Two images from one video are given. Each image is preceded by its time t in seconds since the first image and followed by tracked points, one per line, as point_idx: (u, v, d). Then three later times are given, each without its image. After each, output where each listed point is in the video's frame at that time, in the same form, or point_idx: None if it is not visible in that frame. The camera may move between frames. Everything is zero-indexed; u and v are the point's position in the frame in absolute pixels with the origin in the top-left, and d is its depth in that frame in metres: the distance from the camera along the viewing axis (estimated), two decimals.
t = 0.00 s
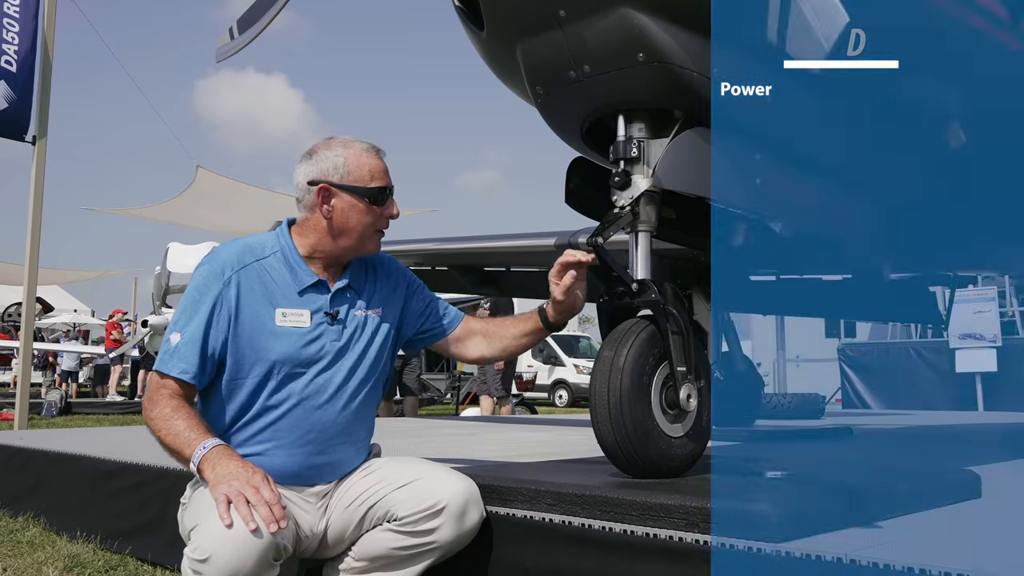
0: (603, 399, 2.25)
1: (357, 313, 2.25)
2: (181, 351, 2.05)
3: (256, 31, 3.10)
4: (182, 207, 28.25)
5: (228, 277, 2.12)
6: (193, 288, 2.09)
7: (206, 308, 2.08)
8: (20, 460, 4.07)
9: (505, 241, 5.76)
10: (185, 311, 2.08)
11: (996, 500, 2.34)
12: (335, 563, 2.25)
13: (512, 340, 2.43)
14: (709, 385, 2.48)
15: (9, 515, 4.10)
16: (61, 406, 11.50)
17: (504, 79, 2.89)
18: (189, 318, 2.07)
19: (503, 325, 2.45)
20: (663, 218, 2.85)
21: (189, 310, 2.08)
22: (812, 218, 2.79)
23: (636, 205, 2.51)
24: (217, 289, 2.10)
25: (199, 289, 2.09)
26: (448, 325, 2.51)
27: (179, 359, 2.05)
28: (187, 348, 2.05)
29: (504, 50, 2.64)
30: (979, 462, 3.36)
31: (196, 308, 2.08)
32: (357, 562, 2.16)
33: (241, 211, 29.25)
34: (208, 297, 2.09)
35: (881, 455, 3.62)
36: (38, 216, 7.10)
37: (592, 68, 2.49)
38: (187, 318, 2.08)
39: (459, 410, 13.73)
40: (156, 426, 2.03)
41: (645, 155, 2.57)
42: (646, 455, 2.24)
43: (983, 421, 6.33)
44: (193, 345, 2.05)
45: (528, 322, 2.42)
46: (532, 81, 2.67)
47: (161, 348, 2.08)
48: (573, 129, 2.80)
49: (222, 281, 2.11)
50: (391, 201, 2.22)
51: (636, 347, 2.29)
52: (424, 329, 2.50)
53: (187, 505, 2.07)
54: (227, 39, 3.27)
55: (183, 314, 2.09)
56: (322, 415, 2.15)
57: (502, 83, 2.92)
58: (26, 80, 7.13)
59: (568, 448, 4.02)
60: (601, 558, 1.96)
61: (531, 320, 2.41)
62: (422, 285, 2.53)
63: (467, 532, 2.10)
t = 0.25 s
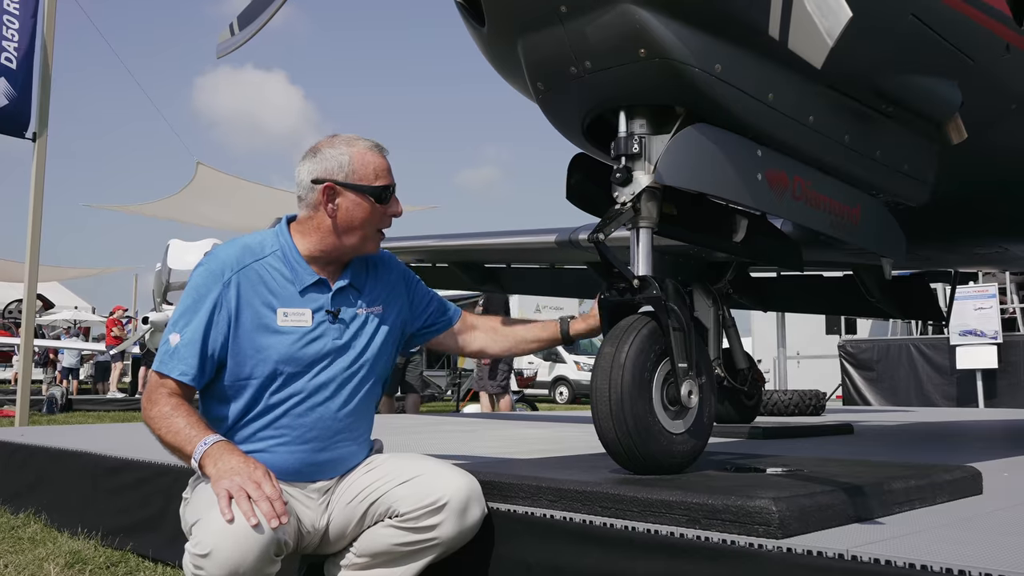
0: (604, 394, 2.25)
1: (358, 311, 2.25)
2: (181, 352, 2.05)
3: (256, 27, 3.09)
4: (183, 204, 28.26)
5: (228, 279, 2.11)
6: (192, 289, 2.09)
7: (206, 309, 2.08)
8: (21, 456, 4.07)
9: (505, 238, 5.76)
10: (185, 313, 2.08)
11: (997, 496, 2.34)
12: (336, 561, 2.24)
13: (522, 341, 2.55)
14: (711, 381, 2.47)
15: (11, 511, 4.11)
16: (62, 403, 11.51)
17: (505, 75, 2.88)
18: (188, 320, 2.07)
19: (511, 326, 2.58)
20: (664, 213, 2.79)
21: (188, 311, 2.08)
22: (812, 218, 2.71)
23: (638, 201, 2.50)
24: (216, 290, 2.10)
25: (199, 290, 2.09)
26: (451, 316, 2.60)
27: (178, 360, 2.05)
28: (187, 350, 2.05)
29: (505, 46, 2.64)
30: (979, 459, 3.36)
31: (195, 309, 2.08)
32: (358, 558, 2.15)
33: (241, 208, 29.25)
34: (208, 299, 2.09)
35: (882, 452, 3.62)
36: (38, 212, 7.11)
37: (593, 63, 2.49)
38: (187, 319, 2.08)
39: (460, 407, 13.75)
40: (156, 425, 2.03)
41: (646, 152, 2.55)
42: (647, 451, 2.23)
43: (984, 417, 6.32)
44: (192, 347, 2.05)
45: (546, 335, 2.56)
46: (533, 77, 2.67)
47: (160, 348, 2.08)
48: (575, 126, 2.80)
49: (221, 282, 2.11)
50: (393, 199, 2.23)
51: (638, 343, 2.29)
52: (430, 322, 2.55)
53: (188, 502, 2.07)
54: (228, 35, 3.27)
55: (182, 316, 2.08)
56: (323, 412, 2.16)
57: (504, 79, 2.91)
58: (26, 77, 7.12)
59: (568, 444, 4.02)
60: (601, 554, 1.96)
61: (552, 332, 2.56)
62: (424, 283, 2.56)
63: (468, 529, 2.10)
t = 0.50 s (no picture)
0: (605, 391, 2.25)
1: (361, 308, 2.26)
2: (183, 352, 2.05)
3: (257, 24, 3.09)
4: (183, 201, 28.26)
5: (230, 279, 2.11)
6: (194, 289, 2.08)
7: (208, 309, 2.07)
8: (22, 453, 4.08)
9: (505, 235, 5.76)
10: (186, 312, 2.08)
11: (998, 493, 2.34)
12: (338, 557, 2.24)
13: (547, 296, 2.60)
14: (712, 379, 2.47)
15: (12, 508, 4.11)
16: (62, 399, 11.52)
17: (507, 73, 2.88)
18: (190, 319, 2.07)
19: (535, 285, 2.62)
20: (666, 210, 2.79)
21: (190, 311, 2.07)
22: (815, 214, 2.71)
23: (639, 198, 2.50)
24: (218, 290, 2.09)
25: (200, 290, 2.09)
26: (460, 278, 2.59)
27: (180, 359, 2.04)
28: (189, 349, 2.05)
29: (507, 43, 2.63)
30: (980, 457, 3.36)
31: (197, 309, 2.08)
32: (360, 555, 2.15)
33: (241, 205, 29.26)
34: (210, 299, 2.09)
35: (883, 449, 3.62)
36: (39, 209, 7.11)
37: (595, 61, 2.48)
38: (189, 318, 2.07)
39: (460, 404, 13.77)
40: (156, 422, 2.03)
41: (648, 149, 2.54)
42: (648, 449, 2.23)
43: (983, 414, 6.32)
44: (194, 347, 2.05)
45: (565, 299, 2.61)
46: (535, 74, 2.68)
47: (160, 347, 2.07)
48: (576, 124, 2.80)
49: (223, 282, 2.11)
50: (394, 198, 2.23)
51: (639, 341, 2.29)
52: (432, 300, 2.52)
53: (191, 498, 2.07)
54: (229, 32, 3.27)
55: (184, 316, 2.08)
56: (326, 410, 2.17)
57: (505, 76, 2.91)
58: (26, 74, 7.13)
59: (569, 442, 4.03)
60: (602, 551, 1.96)
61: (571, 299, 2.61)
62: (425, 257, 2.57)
63: (470, 525, 2.10)
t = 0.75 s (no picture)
0: (607, 389, 2.25)
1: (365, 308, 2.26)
2: (186, 357, 2.05)
3: (259, 22, 3.09)
4: (184, 198, 28.26)
5: (232, 283, 2.11)
6: (196, 294, 2.09)
7: (211, 314, 2.08)
8: (25, 451, 4.08)
9: (506, 233, 5.76)
10: (189, 317, 2.08)
11: (999, 491, 2.34)
12: (340, 555, 2.24)
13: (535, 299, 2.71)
14: (713, 377, 2.47)
15: (14, 506, 4.12)
16: (64, 397, 11.53)
17: (508, 71, 2.88)
18: (193, 325, 2.07)
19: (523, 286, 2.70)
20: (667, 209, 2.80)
21: (193, 317, 2.08)
22: (816, 213, 2.72)
23: (640, 197, 2.50)
24: (221, 295, 2.10)
25: (203, 295, 2.09)
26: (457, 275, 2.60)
27: (183, 364, 2.06)
28: (191, 354, 2.05)
29: (509, 41, 2.64)
30: (980, 454, 3.37)
31: (200, 314, 2.08)
32: (362, 553, 2.15)
33: (242, 202, 29.27)
34: (213, 304, 2.09)
35: (884, 447, 3.62)
36: (40, 208, 7.11)
37: (597, 59, 2.48)
38: (191, 324, 2.08)
39: (461, 401, 13.78)
40: (160, 423, 2.04)
41: (650, 147, 2.55)
42: (650, 447, 2.23)
43: (984, 411, 6.32)
44: (198, 352, 2.05)
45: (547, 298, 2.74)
46: (536, 73, 2.68)
47: (164, 352, 2.09)
48: (578, 123, 2.80)
49: (225, 287, 2.11)
50: (346, 179, 2.19)
51: (640, 340, 2.30)
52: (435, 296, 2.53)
53: (193, 497, 2.08)
54: (231, 31, 3.27)
55: (187, 321, 2.09)
56: (331, 411, 2.17)
57: (507, 75, 2.91)
58: (27, 71, 7.12)
59: (570, 439, 4.03)
60: (605, 550, 1.96)
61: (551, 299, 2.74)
62: (423, 255, 2.57)
63: (472, 524, 2.11)
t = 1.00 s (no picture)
0: (608, 387, 2.25)
1: (367, 307, 2.26)
2: (188, 356, 2.06)
3: (260, 20, 3.09)
4: (184, 196, 28.26)
5: (236, 282, 2.11)
6: (199, 293, 2.09)
7: (214, 314, 2.08)
8: (26, 448, 4.09)
9: (506, 230, 5.76)
10: (192, 316, 2.09)
11: (999, 489, 2.34)
12: (341, 552, 2.25)
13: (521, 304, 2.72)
14: (714, 375, 2.47)
15: (15, 503, 4.12)
16: (65, 394, 11.54)
17: (509, 68, 2.88)
18: (196, 323, 2.08)
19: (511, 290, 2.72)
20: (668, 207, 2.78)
21: (196, 315, 2.08)
22: (817, 210, 2.72)
23: (641, 194, 2.51)
24: (224, 294, 2.10)
25: (206, 294, 2.09)
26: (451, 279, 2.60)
27: (186, 363, 2.06)
28: (194, 353, 2.06)
29: (510, 39, 2.64)
30: (981, 451, 3.37)
31: (203, 313, 2.08)
32: (363, 550, 2.16)
33: (243, 200, 29.26)
34: (216, 302, 2.09)
35: (884, 444, 3.63)
36: (41, 205, 7.11)
37: (598, 57, 2.48)
38: (194, 322, 2.08)
39: (462, 398, 13.79)
40: (162, 422, 2.04)
41: (651, 145, 2.55)
42: (651, 444, 2.24)
43: (984, 409, 6.32)
44: (200, 350, 2.06)
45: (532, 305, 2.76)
46: (537, 70, 2.68)
47: (167, 350, 2.09)
48: (578, 120, 2.81)
49: (229, 286, 2.11)
50: (337, 172, 2.19)
51: (641, 337, 2.30)
52: (432, 296, 2.54)
53: (196, 495, 2.08)
54: (232, 28, 3.26)
55: (190, 320, 2.09)
56: (333, 410, 2.18)
57: (508, 73, 2.91)
58: (27, 68, 7.12)
59: (571, 436, 4.03)
60: (605, 547, 1.96)
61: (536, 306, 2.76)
62: (421, 257, 2.58)
63: (473, 521, 2.11)
